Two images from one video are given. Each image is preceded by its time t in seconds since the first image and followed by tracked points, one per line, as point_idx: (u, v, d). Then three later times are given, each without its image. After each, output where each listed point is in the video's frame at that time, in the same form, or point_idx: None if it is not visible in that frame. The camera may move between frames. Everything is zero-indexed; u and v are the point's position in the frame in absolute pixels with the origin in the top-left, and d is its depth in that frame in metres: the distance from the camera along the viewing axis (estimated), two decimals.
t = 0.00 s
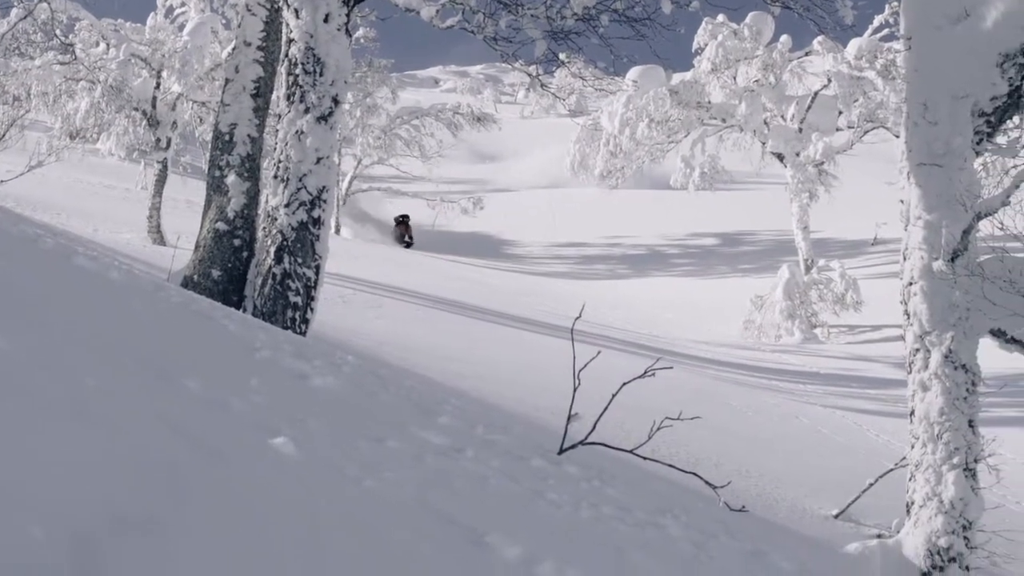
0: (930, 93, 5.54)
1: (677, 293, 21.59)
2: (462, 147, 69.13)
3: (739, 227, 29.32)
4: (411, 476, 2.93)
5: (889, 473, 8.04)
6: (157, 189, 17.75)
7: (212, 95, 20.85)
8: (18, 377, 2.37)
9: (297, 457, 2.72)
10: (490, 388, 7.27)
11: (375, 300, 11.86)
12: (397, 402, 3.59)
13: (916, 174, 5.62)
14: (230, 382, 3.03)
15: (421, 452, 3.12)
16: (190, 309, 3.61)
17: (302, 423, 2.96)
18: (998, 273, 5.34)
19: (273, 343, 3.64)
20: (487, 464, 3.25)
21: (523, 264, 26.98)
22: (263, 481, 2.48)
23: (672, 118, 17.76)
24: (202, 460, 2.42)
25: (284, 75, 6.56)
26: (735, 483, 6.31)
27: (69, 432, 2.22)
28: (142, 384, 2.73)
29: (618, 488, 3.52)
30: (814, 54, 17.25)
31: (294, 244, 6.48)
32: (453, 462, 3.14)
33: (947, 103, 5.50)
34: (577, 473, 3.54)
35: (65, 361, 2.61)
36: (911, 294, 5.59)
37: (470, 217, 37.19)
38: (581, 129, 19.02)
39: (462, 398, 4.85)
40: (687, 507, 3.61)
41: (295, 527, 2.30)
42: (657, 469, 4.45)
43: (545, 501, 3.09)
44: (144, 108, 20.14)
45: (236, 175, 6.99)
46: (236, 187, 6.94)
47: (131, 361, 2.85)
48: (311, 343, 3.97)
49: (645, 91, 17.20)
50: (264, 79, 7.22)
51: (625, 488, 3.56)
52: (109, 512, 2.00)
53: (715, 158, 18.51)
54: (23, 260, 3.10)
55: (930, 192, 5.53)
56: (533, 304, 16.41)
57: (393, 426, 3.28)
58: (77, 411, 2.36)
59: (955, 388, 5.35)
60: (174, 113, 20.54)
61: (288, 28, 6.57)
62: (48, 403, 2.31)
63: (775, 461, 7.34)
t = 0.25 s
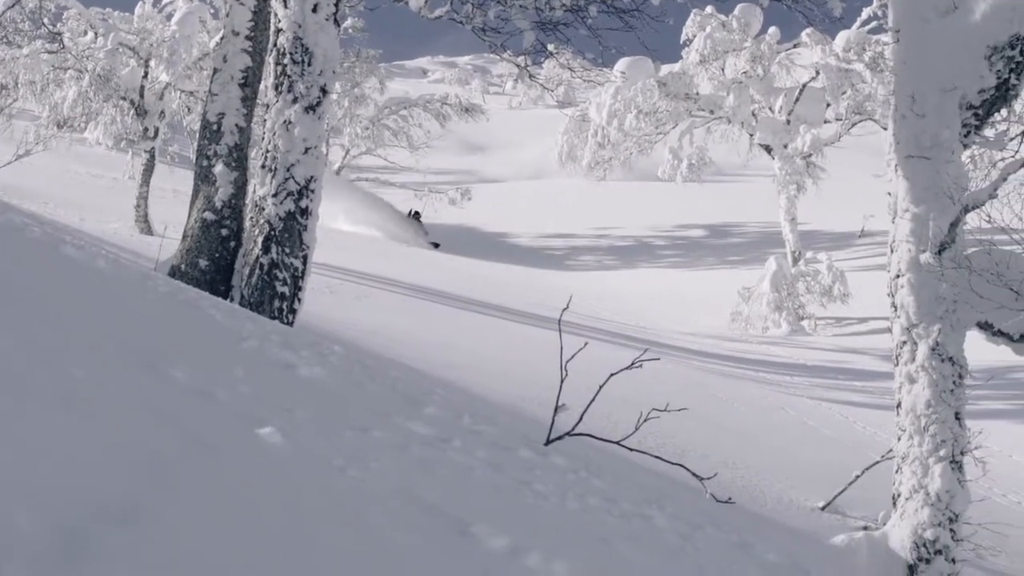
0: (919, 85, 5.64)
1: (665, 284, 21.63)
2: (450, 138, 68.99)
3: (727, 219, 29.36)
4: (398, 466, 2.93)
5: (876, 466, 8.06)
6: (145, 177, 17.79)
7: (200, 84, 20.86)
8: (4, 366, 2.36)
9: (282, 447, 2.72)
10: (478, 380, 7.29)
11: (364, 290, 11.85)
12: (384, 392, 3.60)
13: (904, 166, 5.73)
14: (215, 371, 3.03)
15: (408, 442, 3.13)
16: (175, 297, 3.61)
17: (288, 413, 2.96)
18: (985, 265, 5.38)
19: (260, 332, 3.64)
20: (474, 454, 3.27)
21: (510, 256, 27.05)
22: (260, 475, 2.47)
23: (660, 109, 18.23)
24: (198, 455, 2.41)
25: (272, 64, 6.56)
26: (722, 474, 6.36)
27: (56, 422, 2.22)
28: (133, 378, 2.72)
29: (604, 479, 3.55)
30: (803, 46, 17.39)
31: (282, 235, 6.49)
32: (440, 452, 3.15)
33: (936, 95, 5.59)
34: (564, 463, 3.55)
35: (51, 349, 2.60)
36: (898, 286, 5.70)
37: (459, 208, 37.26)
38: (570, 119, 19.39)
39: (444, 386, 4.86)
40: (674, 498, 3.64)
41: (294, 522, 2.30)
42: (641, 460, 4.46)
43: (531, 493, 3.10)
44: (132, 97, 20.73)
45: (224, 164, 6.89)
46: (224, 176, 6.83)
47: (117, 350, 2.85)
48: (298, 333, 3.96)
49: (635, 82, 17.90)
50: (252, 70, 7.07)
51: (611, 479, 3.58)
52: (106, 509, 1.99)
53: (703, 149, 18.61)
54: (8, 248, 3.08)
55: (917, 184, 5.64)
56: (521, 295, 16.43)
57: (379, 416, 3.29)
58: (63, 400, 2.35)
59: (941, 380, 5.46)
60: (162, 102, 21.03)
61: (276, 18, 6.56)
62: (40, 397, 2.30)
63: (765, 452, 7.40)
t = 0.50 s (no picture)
0: (903, 78, 5.64)
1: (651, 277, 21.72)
2: (437, 128, 68.88)
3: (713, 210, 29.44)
4: (384, 457, 2.94)
5: (860, 459, 8.15)
6: (132, 167, 17.80)
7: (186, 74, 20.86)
8: None
9: (268, 438, 2.72)
10: (463, 371, 7.33)
11: (349, 280, 11.89)
12: (371, 383, 3.60)
13: (890, 160, 5.73)
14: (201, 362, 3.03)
15: (394, 434, 3.14)
16: (161, 288, 3.62)
17: (274, 405, 2.96)
18: (971, 259, 5.50)
19: (246, 323, 3.64)
20: (460, 446, 3.27)
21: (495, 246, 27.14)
22: (260, 474, 2.45)
23: (646, 102, 18.32)
24: (199, 454, 2.40)
25: (258, 55, 6.55)
26: (706, 467, 6.45)
27: (42, 413, 2.21)
28: (135, 375, 2.71)
29: (590, 472, 3.57)
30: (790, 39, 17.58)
31: (268, 225, 6.48)
32: (425, 444, 3.16)
33: (922, 89, 5.60)
34: (550, 456, 3.57)
35: (37, 340, 2.59)
36: (884, 279, 5.71)
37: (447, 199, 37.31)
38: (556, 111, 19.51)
39: (425, 375, 4.88)
40: (659, 490, 3.66)
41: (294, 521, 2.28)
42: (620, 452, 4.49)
43: (517, 485, 3.10)
44: (119, 87, 20.93)
45: (210, 155, 6.88)
46: (210, 167, 6.83)
47: (104, 340, 2.84)
48: (284, 324, 3.97)
49: (620, 74, 17.98)
50: (239, 60, 7.06)
51: (597, 472, 3.60)
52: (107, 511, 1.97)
53: (689, 142, 18.68)
54: None
55: (903, 178, 5.64)
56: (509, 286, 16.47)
57: (365, 407, 3.30)
58: (49, 391, 2.34)
59: (927, 373, 5.51)
60: (149, 92, 21.22)
61: (262, 8, 6.55)
62: (38, 397, 2.28)
63: (750, 447, 7.51)
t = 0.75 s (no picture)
0: (891, 70, 6.36)
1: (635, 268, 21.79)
2: (421, 118, 68.82)
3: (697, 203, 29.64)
4: (366, 447, 2.94)
5: (842, 451, 8.55)
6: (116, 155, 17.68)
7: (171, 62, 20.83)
8: None
9: (252, 427, 2.73)
10: (445, 361, 7.35)
11: (332, 271, 11.79)
12: (353, 373, 3.62)
13: (875, 150, 6.44)
14: (183, 351, 3.02)
15: (376, 424, 3.14)
16: (142, 277, 3.62)
17: (256, 394, 2.96)
18: (953, 254, 6.14)
19: (228, 312, 3.64)
20: (441, 435, 3.29)
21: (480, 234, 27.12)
22: (255, 471, 2.44)
23: (630, 92, 18.28)
24: (193, 452, 2.38)
25: (242, 44, 6.54)
26: (688, 459, 6.64)
27: (24, 404, 2.20)
28: (125, 370, 2.69)
29: (571, 462, 3.60)
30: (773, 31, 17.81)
31: (251, 215, 6.46)
32: (408, 434, 3.17)
33: (907, 80, 6.33)
34: (532, 446, 3.61)
35: (19, 329, 2.57)
36: (867, 272, 6.43)
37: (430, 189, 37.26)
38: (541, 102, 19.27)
39: (401, 362, 4.91)
40: (640, 481, 3.72)
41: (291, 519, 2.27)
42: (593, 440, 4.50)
43: (499, 476, 3.12)
44: (102, 75, 20.53)
45: (193, 144, 6.89)
46: (194, 155, 6.83)
47: (86, 328, 2.82)
48: (266, 313, 3.98)
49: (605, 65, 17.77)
50: (223, 49, 7.07)
51: (579, 463, 3.64)
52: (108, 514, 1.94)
53: (673, 133, 18.71)
54: None
55: (887, 169, 6.35)
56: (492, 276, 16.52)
57: (346, 396, 3.31)
58: (31, 381, 2.34)
59: (907, 364, 6.20)
60: (132, 80, 20.91)
61: None
62: (28, 398, 2.24)
63: (731, 438, 7.61)
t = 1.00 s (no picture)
0: (875, 61, 6.46)
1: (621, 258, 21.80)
2: (404, 107, 68.25)
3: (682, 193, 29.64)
4: (349, 436, 2.95)
5: (826, 441, 8.73)
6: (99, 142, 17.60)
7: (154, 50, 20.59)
8: None
9: (233, 413, 2.72)
10: (429, 351, 7.41)
11: (318, 259, 11.85)
12: (335, 361, 3.62)
13: (858, 141, 6.57)
14: (168, 339, 3.03)
15: (359, 413, 3.15)
16: (127, 264, 3.61)
17: (238, 381, 2.96)
18: (937, 245, 6.30)
19: (211, 299, 3.65)
20: (423, 423, 3.30)
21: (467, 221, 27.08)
22: (255, 468, 2.42)
23: (615, 83, 17.99)
24: (191, 451, 2.34)
25: (227, 31, 6.61)
26: (672, 448, 6.88)
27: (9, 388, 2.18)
28: (115, 363, 2.65)
29: (554, 452, 3.63)
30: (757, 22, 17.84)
31: (235, 203, 6.49)
32: (391, 423, 3.18)
33: (892, 72, 6.44)
34: (514, 435, 3.62)
35: (2, 313, 2.54)
36: (851, 263, 6.56)
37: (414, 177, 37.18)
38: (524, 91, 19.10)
39: (382, 349, 4.93)
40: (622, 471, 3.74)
41: (294, 519, 2.26)
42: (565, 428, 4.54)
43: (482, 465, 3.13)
44: (86, 62, 20.33)
45: (177, 131, 6.86)
46: (177, 142, 6.81)
47: (69, 312, 2.80)
48: (249, 301, 3.98)
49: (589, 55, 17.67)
50: (207, 36, 7.02)
51: (562, 452, 3.66)
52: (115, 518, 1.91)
53: (657, 123, 18.66)
54: None
55: (871, 161, 6.48)
56: (477, 266, 16.53)
57: (329, 384, 3.31)
58: (14, 365, 2.31)
59: (890, 356, 6.34)
60: (116, 67, 20.79)
61: None
62: (22, 395, 2.18)
63: (712, 429, 7.83)
